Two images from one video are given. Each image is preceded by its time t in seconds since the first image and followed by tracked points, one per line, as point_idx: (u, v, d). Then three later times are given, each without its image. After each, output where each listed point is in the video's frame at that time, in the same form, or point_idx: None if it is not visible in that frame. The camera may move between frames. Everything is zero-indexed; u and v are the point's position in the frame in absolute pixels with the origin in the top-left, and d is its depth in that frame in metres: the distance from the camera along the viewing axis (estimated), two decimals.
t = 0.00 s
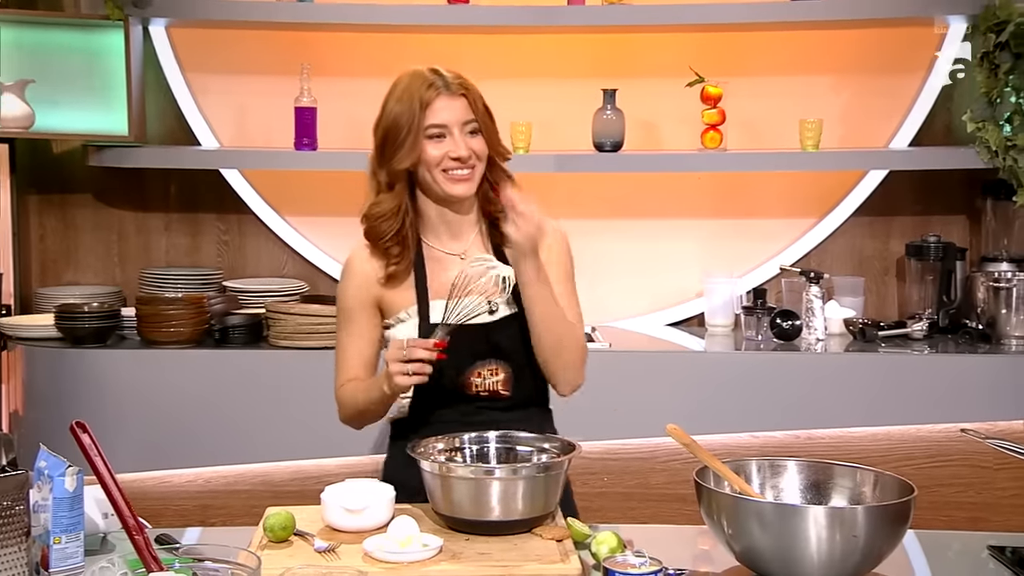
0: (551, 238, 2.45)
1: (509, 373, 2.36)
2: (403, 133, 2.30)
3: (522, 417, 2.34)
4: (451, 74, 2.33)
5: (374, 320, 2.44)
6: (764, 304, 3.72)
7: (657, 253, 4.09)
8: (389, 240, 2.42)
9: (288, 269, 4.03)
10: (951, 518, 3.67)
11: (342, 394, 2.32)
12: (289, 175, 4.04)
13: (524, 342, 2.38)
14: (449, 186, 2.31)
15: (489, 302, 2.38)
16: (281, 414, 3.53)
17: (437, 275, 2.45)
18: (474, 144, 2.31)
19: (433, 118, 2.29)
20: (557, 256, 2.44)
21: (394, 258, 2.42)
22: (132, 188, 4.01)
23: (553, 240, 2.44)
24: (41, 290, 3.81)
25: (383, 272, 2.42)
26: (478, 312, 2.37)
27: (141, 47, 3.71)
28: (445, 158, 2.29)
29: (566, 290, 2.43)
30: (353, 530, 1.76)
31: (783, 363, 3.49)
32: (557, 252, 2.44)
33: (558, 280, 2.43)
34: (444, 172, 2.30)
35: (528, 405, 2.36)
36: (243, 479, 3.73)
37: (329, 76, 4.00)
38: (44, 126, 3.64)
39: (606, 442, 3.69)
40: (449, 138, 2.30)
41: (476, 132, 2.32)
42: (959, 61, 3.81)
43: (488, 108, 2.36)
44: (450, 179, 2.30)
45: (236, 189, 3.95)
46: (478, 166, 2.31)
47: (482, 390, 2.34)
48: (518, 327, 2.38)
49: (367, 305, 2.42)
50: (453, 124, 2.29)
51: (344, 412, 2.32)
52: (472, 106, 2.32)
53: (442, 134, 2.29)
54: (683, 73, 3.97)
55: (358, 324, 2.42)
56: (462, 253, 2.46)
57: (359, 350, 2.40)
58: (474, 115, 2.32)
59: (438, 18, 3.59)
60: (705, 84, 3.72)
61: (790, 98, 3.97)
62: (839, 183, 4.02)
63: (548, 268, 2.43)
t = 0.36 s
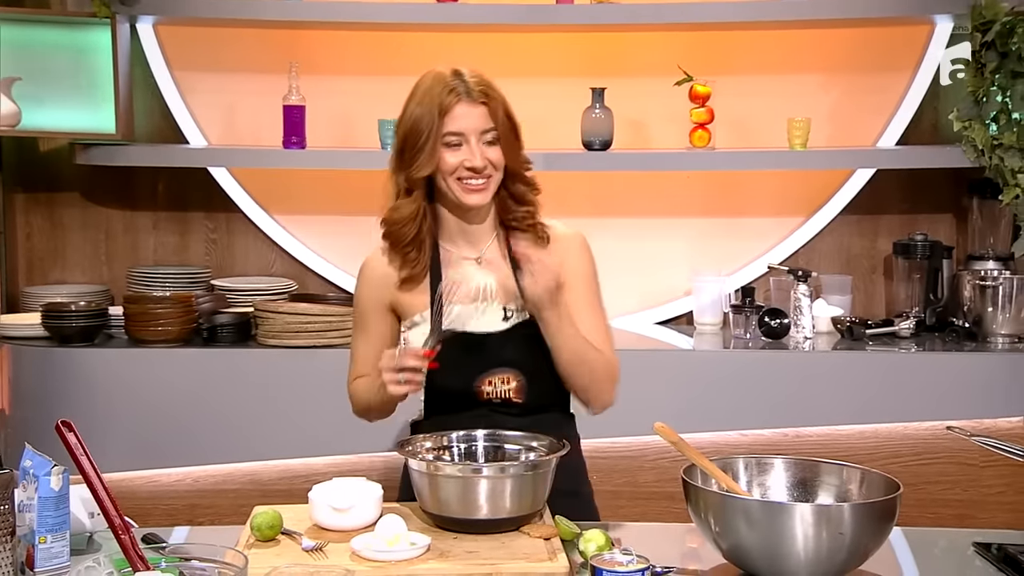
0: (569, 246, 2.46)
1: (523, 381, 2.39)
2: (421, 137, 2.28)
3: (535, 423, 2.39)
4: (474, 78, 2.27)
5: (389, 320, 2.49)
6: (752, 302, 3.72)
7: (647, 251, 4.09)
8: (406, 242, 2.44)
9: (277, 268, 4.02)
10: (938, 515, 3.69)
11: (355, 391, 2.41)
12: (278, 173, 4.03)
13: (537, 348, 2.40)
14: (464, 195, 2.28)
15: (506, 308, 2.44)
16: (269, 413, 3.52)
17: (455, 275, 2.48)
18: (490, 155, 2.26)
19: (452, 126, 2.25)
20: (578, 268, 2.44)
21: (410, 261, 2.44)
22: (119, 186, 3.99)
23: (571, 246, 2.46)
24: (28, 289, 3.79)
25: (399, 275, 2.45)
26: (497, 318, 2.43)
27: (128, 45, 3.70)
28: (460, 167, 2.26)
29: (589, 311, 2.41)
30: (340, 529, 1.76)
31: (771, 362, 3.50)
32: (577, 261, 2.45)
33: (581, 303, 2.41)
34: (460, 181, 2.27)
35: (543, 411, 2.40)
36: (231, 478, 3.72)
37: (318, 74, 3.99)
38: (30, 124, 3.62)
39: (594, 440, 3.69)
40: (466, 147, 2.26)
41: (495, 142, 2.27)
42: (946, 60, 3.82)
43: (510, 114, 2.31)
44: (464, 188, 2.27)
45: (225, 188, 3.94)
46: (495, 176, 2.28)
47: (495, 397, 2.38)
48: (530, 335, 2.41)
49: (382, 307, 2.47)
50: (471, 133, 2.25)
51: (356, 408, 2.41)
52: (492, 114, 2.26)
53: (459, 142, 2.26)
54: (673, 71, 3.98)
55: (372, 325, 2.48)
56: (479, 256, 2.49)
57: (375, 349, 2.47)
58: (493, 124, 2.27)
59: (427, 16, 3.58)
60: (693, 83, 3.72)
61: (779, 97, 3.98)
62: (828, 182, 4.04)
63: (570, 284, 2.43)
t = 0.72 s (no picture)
0: (573, 250, 2.53)
1: (496, 367, 2.44)
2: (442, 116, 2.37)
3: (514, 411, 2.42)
4: (507, 72, 2.30)
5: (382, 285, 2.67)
6: (750, 303, 3.74)
7: (645, 251, 4.09)
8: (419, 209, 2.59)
9: (275, 268, 4.02)
10: (936, 515, 3.68)
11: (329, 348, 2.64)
12: (276, 174, 4.03)
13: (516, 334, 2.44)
14: (466, 181, 2.40)
15: (493, 292, 2.50)
16: (267, 413, 3.52)
17: (456, 251, 2.61)
18: (498, 152, 2.34)
19: (470, 115, 2.32)
20: (579, 267, 2.52)
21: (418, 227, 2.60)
22: (117, 186, 3.99)
23: (574, 247, 2.53)
24: (26, 289, 3.79)
25: (403, 242, 2.62)
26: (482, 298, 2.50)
27: (126, 45, 3.70)
28: (468, 155, 2.35)
29: (586, 309, 2.49)
30: (338, 529, 1.76)
31: (770, 362, 3.50)
32: (577, 261, 2.52)
33: (579, 300, 2.49)
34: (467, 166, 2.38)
35: (518, 398, 2.43)
36: (229, 478, 3.72)
37: (316, 75, 3.99)
38: (28, 125, 3.62)
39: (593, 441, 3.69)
40: (478, 137, 2.33)
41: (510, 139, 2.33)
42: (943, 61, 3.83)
43: (535, 115, 2.33)
44: (467, 175, 2.39)
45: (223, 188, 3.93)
46: (498, 170, 2.37)
47: (468, 380, 2.42)
48: (505, 321, 2.47)
49: (374, 274, 2.64)
50: (487, 127, 2.32)
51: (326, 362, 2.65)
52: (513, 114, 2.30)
53: (474, 131, 2.33)
54: (671, 71, 3.98)
55: (360, 288, 2.67)
56: (478, 241, 2.61)
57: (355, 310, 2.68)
58: (512, 124, 2.32)
59: (425, 16, 3.58)
60: (692, 83, 3.72)
61: (777, 97, 3.98)
62: (826, 183, 4.04)
63: (569, 281, 2.51)
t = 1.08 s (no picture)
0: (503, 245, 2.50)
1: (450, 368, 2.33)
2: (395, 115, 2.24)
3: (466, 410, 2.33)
4: (461, 74, 2.23)
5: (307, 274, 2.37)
6: (748, 304, 3.74)
7: (643, 252, 4.09)
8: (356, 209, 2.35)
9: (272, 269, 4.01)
10: (933, 516, 3.69)
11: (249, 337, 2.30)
12: (273, 175, 4.03)
13: (472, 335, 2.35)
14: (417, 181, 2.30)
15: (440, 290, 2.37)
16: (265, 414, 3.52)
17: (392, 253, 2.40)
18: (453, 152, 2.26)
19: (426, 116, 2.22)
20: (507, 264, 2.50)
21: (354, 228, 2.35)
22: (115, 187, 3.99)
23: (503, 246, 2.49)
24: (23, 290, 3.79)
25: (337, 234, 2.36)
26: (431, 297, 2.36)
27: (123, 46, 3.69)
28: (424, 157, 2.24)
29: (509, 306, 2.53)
30: (335, 530, 1.76)
31: (767, 363, 3.50)
32: (505, 260, 2.49)
33: (502, 297, 2.51)
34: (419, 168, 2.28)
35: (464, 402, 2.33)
36: (225, 480, 3.72)
37: (313, 76, 3.99)
38: (26, 126, 3.62)
39: (590, 442, 3.70)
40: (434, 138, 2.24)
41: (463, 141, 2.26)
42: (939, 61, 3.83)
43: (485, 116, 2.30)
44: (419, 176, 2.29)
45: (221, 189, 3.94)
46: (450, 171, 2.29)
47: (418, 381, 2.31)
48: (462, 323, 2.36)
49: (293, 260, 2.31)
50: (443, 127, 2.23)
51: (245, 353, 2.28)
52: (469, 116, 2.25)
53: (431, 132, 2.23)
54: (668, 73, 3.98)
55: (276, 275, 2.29)
56: (416, 238, 2.42)
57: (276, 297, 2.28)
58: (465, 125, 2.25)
59: (422, 18, 3.58)
60: (689, 84, 3.72)
61: (775, 98, 3.98)
62: (824, 184, 4.04)
63: (499, 275, 2.50)
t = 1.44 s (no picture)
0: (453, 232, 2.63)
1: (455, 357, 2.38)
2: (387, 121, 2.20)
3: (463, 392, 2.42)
4: (440, 70, 2.23)
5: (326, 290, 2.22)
6: (748, 305, 3.73)
7: (643, 253, 4.09)
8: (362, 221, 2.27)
9: (272, 269, 4.02)
10: (933, 516, 3.69)
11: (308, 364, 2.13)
12: (273, 176, 4.03)
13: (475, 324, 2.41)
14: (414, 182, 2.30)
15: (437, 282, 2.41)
16: (265, 414, 3.52)
17: (389, 251, 2.38)
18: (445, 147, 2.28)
19: (420, 117, 2.22)
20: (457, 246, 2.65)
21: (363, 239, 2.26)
22: (115, 188, 3.99)
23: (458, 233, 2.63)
24: (24, 290, 3.79)
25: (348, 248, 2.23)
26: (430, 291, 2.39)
27: (123, 46, 3.70)
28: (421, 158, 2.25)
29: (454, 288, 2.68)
30: (336, 531, 1.76)
31: (767, 363, 3.50)
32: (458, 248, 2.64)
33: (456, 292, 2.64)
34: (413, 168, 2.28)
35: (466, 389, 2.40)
36: (226, 480, 3.71)
37: (313, 77, 3.99)
38: (26, 126, 3.62)
39: (590, 442, 3.70)
40: (428, 137, 2.25)
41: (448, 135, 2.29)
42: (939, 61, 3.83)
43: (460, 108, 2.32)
44: (417, 176, 2.29)
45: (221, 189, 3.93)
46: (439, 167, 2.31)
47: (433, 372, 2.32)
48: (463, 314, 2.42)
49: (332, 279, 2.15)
50: (436, 125, 2.24)
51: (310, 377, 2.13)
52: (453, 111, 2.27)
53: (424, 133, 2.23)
54: (668, 73, 3.98)
55: (327, 298, 2.12)
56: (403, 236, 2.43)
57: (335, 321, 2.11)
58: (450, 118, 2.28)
59: (421, 18, 3.58)
60: (689, 84, 3.72)
61: (775, 98, 3.98)
62: (824, 184, 4.04)
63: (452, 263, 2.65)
